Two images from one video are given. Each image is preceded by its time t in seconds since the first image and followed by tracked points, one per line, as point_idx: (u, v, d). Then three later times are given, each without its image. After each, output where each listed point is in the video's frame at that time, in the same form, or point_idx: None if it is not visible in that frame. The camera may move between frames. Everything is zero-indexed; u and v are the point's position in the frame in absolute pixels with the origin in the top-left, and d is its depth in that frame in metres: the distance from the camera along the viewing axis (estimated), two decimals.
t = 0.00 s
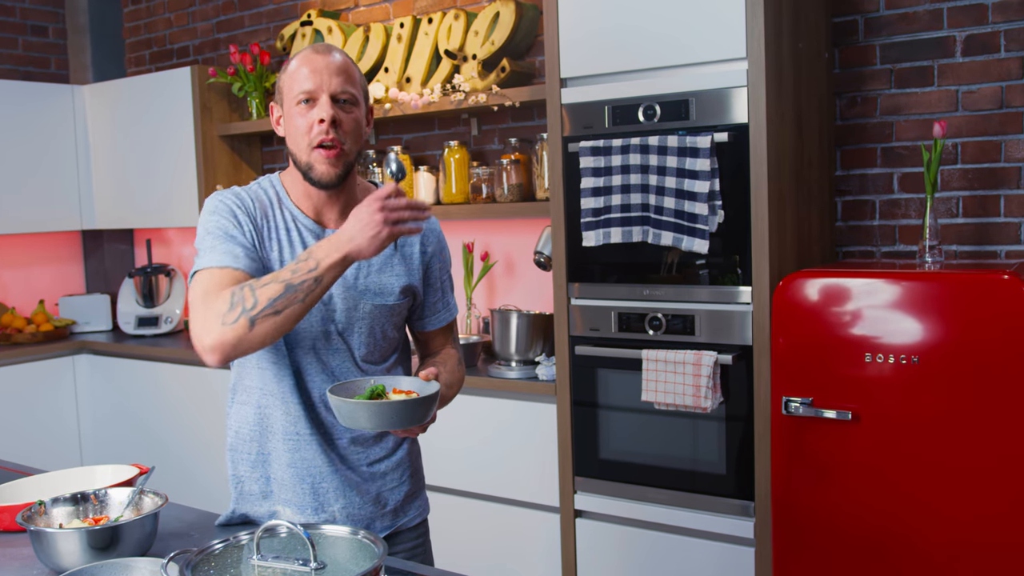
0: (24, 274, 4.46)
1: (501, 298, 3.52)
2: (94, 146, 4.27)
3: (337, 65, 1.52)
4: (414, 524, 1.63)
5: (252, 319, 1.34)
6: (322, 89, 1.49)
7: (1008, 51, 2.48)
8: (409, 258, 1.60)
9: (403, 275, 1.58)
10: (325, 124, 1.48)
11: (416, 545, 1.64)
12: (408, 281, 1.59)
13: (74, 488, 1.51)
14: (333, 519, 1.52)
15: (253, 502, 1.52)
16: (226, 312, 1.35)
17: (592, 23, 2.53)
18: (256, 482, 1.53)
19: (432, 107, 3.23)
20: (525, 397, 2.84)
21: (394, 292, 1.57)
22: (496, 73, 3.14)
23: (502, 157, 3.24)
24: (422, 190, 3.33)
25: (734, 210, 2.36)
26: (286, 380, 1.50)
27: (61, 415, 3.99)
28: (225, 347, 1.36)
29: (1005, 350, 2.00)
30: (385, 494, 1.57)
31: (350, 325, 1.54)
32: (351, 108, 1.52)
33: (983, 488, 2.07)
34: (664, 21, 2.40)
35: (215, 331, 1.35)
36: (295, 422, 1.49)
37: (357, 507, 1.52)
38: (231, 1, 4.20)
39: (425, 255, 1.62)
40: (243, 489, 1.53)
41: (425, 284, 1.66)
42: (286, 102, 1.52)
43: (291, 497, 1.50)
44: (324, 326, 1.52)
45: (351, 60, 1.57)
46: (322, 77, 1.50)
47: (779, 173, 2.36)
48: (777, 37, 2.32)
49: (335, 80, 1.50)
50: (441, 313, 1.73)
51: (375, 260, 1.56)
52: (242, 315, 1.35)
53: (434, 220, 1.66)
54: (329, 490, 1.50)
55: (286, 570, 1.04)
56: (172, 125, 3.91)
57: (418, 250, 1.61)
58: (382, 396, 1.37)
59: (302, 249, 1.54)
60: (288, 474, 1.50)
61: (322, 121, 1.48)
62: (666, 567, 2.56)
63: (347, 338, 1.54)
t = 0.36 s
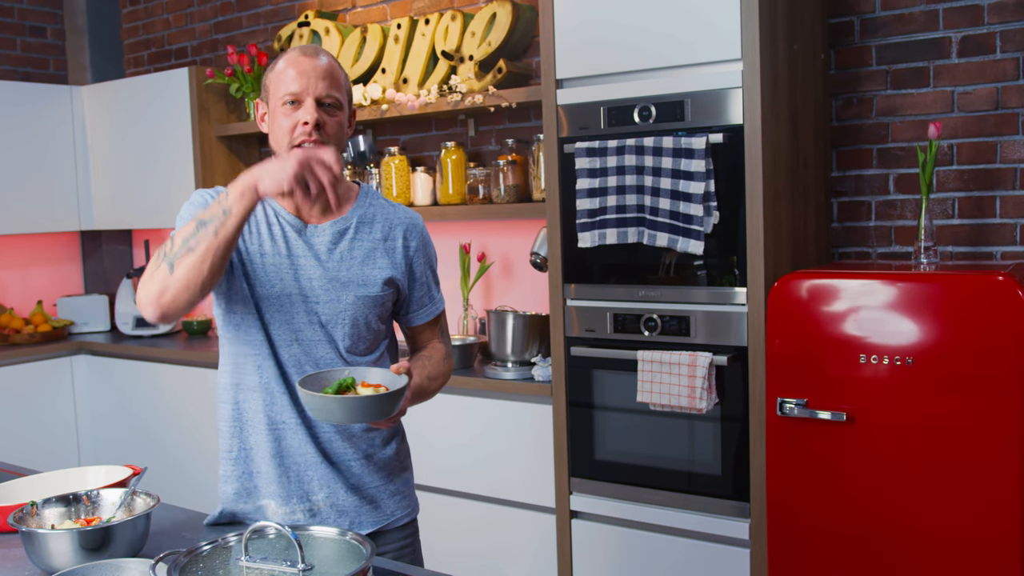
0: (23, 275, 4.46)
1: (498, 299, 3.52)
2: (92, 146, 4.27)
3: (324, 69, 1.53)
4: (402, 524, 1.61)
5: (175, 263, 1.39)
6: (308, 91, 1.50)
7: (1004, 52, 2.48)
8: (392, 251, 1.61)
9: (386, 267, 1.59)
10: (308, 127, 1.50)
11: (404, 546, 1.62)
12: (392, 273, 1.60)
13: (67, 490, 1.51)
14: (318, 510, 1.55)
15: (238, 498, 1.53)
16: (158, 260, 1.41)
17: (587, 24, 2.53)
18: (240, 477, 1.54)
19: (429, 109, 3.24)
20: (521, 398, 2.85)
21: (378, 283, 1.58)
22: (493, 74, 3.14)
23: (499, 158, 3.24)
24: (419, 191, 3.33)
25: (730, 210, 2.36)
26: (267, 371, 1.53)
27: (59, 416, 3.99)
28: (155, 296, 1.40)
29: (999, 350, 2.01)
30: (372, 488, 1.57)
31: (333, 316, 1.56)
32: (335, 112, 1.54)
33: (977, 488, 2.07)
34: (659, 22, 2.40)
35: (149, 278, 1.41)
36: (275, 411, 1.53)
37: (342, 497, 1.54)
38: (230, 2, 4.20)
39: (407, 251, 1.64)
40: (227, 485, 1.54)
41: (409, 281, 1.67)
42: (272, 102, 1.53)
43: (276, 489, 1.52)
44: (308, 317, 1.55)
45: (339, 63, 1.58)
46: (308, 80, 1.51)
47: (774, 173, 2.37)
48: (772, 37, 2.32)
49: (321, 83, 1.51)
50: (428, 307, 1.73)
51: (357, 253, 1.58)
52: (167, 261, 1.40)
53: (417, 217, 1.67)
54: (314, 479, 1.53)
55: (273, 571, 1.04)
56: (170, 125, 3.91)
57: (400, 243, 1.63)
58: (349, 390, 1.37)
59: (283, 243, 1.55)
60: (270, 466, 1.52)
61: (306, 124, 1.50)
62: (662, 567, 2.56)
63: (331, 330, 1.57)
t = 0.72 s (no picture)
0: (24, 274, 4.46)
1: (498, 299, 3.52)
2: (93, 146, 4.27)
3: (319, 68, 1.53)
4: (395, 523, 1.61)
5: (182, 239, 1.37)
6: (302, 91, 1.51)
7: (1005, 52, 2.48)
8: (387, 252, 1.61)
9: (380, 267, 1.59)
10: (302, 126, 1.49)
11: (397, 545, 1.62)
12: (386, 274, 1.60)
13: (65, 489, 1.51)
14: (311, 507, 1.54)
15: (232, 491, 1.54)
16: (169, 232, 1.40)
17: (587, 23, 2.53)
18: (235, 471, 1.55)
19: (429, 108, 3.24)
20: (521, 398, 2.84)
21: (372, 283, 1.58)
22: (493, 74, 3.14)
23: (499, 158, 3.24)
24: (420, 191, 3.33)
25: (730, 210, 2.35)
26: (264, 366, 1.53)
27: (60, 415, 3.99)
28: (156, 266, 1.39)
29: (999, 351, 2.00)
30: (365, 486, 1.57)
31: (327, 315, 1.56)
32: (329, 111, 1.53)
33: (976, 488, 2.07)
34: (659, 21, 2.40)
35: (155, 247, 1.40)
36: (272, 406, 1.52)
37: (335, 495, 1.54)
38: (230, 2, 4.20)
39: (401, 252, 1.64)
40: (221, 479, 1.55)
41: (402, 282, 1.67)
42: (267, 103, 1.53)
43: (270, 484, 1.52)
44: (302, 315, 1.55)
45: (333, 65, 1.59)
46: (303, 80, 1.51)
47: (774, 173, 2.36)
48: (772, 37, 2.32)
49: (315, 83, 1.52)
50: (421, 309, 1.73)
51: (352, 253, 1.57)
52: (176, 236, 1.39)
53: (412, 219, 1.67)
54: (308, 475, 1.53)
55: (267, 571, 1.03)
56: (171, 125, 3.91)
57: (395, 244, 1.62)
58: (319, 385, 1.37)
59: (280, 240, 1.55)
60: (265, 461, 1.52)
61: (300, 123, 1.49)
62: (660, 568, 2.56)
63: (324, 328, 1.56)
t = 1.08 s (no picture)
0: (29, 275, 4.46)
1: (502, 300, 3.51)
2: (97, 146, 4.28)
3: (323, 69, 1.53)
4: (398, 525, 1.61)
5: (189, 248, 1.37)
6: (307, 91, 1.50)
7: (1010, 52, 2.47)
8: (390, 252, 1.60)
9: (383, 268, 1.58)
10: (306, 126, 1.49)
11: (400, 547, 1.62)
12: (390, 275, 1.59)
13: (67, 491, 1.51)
14: (313, 509, 1.54)
15: (233, 494, 1.54)
16: (174, 242, 1.40)
17: (591, 23, 2.53)
18: (236, 473, 1.54)
19: (433, 109, 3.24)
20: (524, 399, 2.84)
21: (375, 284, 1.57)
22: (497, 74, 3.13)
23: (503, 159, 3.24)
24: (424, 192, 3.33)
25: (733, 211, 2.35)
26: (266, 368, 1.53)
27: (64, 416, 3.99)
28: (167, 279, 1.38)
29: (1005, 353, 1.99)
30: (367, 488, 1.57)
31: (330, 316, 1.55)
32: (333, 112, 1.53)
33: (981, 490, 2.06)
34: (662, 22, 2.40)
35: (163, 260, 1.40)
36: (274, 408, 1.52)
37: (338, 497, 1.54)
38: (235, 3, 4.20)
39: (405, 253, 1.63)
40: (223, 481, 1.54)
41: (406, 283, 1.67)
42: (271, 103, 1.53)
43: (271, 487, 1.52)
44: (305, 316, 1.55)
45: (338, 64, 1.58)
46: (307, 80, 1.50)
47: (778, 173, 2.35)
48: (776, 37, 2.31)
49: (320, 84, 1.51)
50: (426, 309, 1.73)
51: (355, 254, 1.56)
52: (182, 246, 1.38)
53: (416, 219, 1.66)
54: (310, 477, 1.53)
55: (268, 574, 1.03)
56: (175, 125, 3.91)
57: (399, 245, 1.61)
58: (318, 382, 1.38)
59: (284, 240, 1.55)
60: (267, 463, 1.52)
61: (304, 123, 1.49)
62: (664, 569, 2.55)
63: (328, 329, 1.57)
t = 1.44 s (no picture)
0: (36, 275, 4.48)
1: (507, 300, 3.51)
2: (104, 146, 4.29)
3: (333, 69, 1.54)
4: (401, 525, 1.61)
5: (207, 257, 1.36)
6: (317, 91, 1.51)
7: (1017, 52, 2.46)
8: (397, 254, 1.60)
9: (390, 271, 1.59)
10: (316, 126, 1.49)
11: (403, 546, 1.62)
12: (396, 277, 1.60)
13: (71, 489, 1.52)
14: (316, 509, 1.54)
15: (237, 494, 1.54)
16: (193, 250, 1.39)
17: (596, 23, 2.53)
18: (241, 473, 1.54)
19: (438, 109, 3.24)
20: (529, 399, 2.84)
21: (381, 286, 1.58)
22: (503, 74, 3.13)
23: (508, 159, 3.24)
24: (429, 192, 3.33)
25: (738, 211, 2.34)
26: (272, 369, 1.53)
27: (71, 415, 4.01)
28: (181, 285, 1.38)
29: (1011, 354, 1.98)
30: (370, 488, 1.57)
31: (336, 317, 1.56)
32: (343, 112, 1.53)
33: (987, 492, 2.05)
34: (667, 21, 2.39)
35: (180, 266, 1.39)
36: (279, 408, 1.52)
37: (341, 497, 1.54)
38: (241, 3, 4.21)
39: (411, 254, 1.64)
40: (227, 480, 1.54)
41: (412, 284, 1.67)
42: (281, 103, 1.53)
43: (276, 488, 1.52)
44: (311, 317, 1.55)
45: (348, 67, 1.59)
46: (318, 80, 1.51)
47: (783, 172, 2.35)
48: (781, 36, 2.31)
49: (330, 84, 1.52)
50: (431, 311, 1.74)
51: (362, 255, 1.57)
52: (201, 254, 1.38)
53: (422, 221, 1.67)
54: (314, 478, 1.53)
55: (269, 573, 1.03)
56: (181, 125, 3.92)
57: (405, 247, 1.62)
58: (319, 381, 1.39)
59: (291, 241, 1.55)
60: (271, 464, 1.52)
61: (314, 123, 1.49)
62: (668, 570, 2.55)
63: (333, 330, 1.57)
